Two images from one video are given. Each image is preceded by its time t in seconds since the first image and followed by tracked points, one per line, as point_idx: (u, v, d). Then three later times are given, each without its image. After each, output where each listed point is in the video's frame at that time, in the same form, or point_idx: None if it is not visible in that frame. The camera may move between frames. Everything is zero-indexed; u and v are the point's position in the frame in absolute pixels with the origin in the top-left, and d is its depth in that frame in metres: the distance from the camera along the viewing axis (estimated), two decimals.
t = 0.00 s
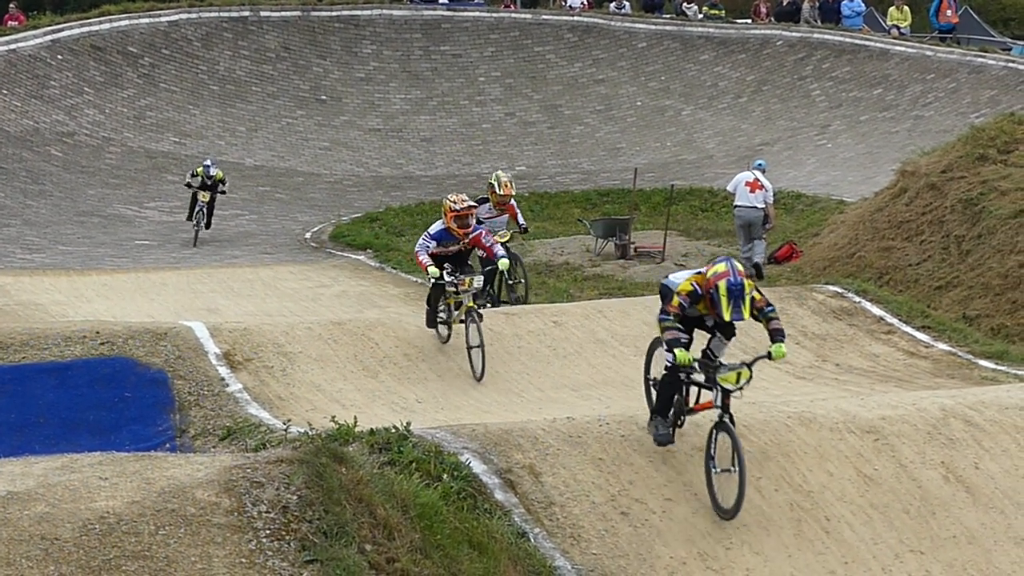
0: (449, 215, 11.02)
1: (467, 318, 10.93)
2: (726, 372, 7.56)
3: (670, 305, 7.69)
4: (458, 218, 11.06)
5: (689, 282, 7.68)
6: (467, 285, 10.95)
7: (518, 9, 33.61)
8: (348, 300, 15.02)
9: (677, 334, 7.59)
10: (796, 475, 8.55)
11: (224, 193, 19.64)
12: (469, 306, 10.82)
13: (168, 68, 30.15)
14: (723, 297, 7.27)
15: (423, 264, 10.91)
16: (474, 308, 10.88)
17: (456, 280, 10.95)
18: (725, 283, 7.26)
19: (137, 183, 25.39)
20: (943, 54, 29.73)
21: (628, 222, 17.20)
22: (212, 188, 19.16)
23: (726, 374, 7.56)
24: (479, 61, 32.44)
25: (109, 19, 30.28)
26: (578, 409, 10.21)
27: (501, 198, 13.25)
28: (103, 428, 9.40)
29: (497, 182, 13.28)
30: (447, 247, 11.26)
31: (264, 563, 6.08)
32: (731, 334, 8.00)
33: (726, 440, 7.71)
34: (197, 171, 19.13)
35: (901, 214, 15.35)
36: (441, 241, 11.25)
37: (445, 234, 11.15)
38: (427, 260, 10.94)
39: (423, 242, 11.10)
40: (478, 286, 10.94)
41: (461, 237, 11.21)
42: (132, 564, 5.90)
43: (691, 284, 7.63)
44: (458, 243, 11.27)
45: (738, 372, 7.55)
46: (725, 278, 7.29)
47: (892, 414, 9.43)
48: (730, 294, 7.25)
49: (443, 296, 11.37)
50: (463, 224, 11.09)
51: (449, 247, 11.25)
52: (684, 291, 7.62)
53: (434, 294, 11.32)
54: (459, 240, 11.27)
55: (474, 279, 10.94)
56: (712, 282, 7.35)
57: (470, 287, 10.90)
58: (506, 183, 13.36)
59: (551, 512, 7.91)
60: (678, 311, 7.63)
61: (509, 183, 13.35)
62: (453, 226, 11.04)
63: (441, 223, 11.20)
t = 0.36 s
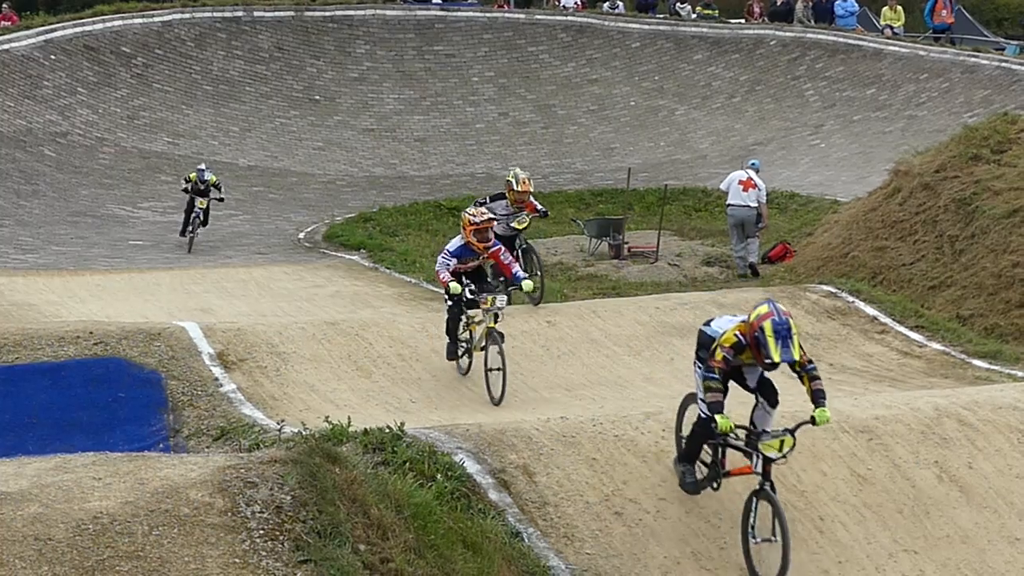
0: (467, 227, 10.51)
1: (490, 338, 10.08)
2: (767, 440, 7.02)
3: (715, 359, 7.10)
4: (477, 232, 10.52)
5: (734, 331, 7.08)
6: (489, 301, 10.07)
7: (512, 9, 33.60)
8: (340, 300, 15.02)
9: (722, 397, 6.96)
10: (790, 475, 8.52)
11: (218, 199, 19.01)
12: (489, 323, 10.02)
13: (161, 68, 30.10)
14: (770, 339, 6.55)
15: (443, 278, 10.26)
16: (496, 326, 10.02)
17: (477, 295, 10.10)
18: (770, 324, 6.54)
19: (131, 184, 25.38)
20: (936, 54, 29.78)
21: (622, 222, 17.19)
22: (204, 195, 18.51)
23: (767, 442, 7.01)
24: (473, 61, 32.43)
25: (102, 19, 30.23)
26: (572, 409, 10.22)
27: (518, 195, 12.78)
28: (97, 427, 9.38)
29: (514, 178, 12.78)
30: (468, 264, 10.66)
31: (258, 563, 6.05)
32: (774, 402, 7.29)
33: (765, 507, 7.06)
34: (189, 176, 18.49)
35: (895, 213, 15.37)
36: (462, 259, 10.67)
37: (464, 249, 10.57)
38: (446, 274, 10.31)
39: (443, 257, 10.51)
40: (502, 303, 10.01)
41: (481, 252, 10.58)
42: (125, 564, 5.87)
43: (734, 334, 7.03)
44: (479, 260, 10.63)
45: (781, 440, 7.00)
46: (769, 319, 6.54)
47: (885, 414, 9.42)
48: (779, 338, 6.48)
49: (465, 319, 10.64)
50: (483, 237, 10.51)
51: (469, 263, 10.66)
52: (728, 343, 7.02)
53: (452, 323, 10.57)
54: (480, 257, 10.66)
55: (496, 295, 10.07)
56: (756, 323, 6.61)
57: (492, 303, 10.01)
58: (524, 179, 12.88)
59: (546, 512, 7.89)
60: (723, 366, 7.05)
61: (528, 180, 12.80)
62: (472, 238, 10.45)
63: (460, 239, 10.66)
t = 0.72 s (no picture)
0: (492, 232, 10.06)
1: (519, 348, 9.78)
2: (815, 507, 6.53)
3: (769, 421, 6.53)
4: (503, 236, 10.10)
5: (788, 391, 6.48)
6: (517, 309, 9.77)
7: (511, 8, 33.54)
8: (340, 298, 15.04)
9: (769, 465, 6.50)
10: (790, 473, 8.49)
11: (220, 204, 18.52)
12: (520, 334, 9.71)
13: (161, 67, 30.07)
14: (826, 386, 6.06)
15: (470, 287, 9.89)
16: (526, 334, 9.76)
17: (506, 303, 9.80)
18: (823, 369, 6.07)
19: (130, 182, 25.41)
20: (935, 52, 29.80)
21: (621, 221, 17.03)
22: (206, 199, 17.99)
23: (817, 510, 6.53)
24: (472, 59, 32.42)
25: (101, 18, 30.15)
26: (570, 407, 10.23)
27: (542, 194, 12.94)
28: (96, 426, 9.37)
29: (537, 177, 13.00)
30: (494, 270, 10.29)
31: (258, 562, 6.04)
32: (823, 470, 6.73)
33: None
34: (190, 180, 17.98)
35: (894, 212, 15.38)
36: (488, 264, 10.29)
37: (490, 255, 10.17)
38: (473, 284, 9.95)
39: (469, 265, 10.12)
40: (531, 309, 9.74)
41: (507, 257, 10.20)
42: (125, 563, 5.86)
43: (787, 396, 6.44)
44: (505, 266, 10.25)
45: (831, 506, 6.51)
46: (821, 365, 6.08)
47: (885, 412, 9.40)
48: (836, 382, 6.02)
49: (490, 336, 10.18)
50: (508, 242, 10.10)
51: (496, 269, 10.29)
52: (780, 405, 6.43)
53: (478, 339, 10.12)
54: (506, 261, 10.29)
55: (526, 303, 9.77)
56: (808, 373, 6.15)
57: (521, 310, 9.73)
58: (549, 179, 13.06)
59: (545, 510, 7.86)
60: (775, 431, 6.51)
61: (552, 178, 12.99)
62: (498, 244, 10.07)
63: (485, 244, 10.25)
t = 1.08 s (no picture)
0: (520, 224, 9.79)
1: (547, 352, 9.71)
2: None
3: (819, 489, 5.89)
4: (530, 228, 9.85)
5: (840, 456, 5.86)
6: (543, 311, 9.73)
7: (509, 7, 33.48)
8: (337, 298, 15.05)
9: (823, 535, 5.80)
10: (788, 472, 8.46)
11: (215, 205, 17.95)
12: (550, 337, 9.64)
13: (158, 66, 30.04)
14: (884, 441, 5.50)
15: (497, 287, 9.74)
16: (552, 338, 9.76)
17: (533, 304, 9.81)
18: (881, 424, 5.52)
19: (128, 182, 25.44)
20: (933, 52, 29.80)
21: (618, 221, 17.27)
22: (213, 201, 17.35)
23: None
24: (470, 59, 32.41)
25: (99, 17, 30.05)
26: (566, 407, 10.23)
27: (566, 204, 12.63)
28: (93, 426, 9.36)
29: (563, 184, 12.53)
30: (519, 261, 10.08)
31: (255, 561, 6.02)
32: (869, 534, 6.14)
33: None
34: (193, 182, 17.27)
35: (892, 211, 15.39)
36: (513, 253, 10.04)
37: (517, 245, 9.94)
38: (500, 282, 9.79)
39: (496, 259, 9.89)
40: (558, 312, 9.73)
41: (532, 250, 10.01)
42: (122, 563, 5.85)
43: (841, 459, 5.82)
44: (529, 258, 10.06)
45: None
46: (878, 418, 5.53)
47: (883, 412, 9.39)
48: (893, 435, 5.46)
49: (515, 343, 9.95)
50: (537, 236, 9.87)
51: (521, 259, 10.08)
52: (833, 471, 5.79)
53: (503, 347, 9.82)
54: (532, 252, 10.09)
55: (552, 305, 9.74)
56: (864, 429, 5.58)
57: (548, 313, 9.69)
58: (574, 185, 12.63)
59: (543, 510, 7.83)
60: (828, 498, 5.83)
61: (578, 185, 12.60)
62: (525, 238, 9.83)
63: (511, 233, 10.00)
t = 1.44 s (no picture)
0: (549, 213, 9.39)
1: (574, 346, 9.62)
2: None
3: (885, 546, 5.33)
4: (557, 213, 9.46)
5: (906, 508, 5.33)
6: (566, 302, 9.55)
7: (506, 8, 33.47)
8: (331, 299, 15.07)
9: None
10: (784, 474, 8.44)
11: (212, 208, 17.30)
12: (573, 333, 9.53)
13: (155, 67, 30.04)
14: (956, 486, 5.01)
15: (519, 270, 9.48)
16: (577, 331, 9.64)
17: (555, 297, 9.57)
18: (952, 468, 5.02)
19: (124, 183, 25.45)
20: (929, 54, 29.80)
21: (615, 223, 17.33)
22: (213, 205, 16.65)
23: None
24: (466, 60, 32.41)
25: (95, 17, 29.99)
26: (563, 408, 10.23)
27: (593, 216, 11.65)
28: (90, 427, 9.35)
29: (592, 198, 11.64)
30: (546, 238, 9.75)
31: (250, 562, 6.01)
32: None
33: None
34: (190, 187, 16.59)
35: (888, 213, 15.41)
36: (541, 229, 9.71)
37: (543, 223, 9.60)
38: (523, 265, 9.54)
39: (521, 234, 9.59)
40: (579, 304, 9.53)
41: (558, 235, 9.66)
42: (118, 563, 5.85)
43: (907, 512, 5.28)
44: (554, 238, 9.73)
45: None
46: (949, 464, 5.04)
47: (879, 413, 9.36)
48: (966, 481, 4.98)
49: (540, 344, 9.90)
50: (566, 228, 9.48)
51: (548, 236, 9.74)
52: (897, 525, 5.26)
53: (528, 347, 9.74)
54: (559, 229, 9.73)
55: (574, 295, 9.54)
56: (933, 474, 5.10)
57: (570, 305, 9.53)
58: (602, 198, 11.74)
59: (538, 511, 7.81)
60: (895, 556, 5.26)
61: (607, 199, 11.71)
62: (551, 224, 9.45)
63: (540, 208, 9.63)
